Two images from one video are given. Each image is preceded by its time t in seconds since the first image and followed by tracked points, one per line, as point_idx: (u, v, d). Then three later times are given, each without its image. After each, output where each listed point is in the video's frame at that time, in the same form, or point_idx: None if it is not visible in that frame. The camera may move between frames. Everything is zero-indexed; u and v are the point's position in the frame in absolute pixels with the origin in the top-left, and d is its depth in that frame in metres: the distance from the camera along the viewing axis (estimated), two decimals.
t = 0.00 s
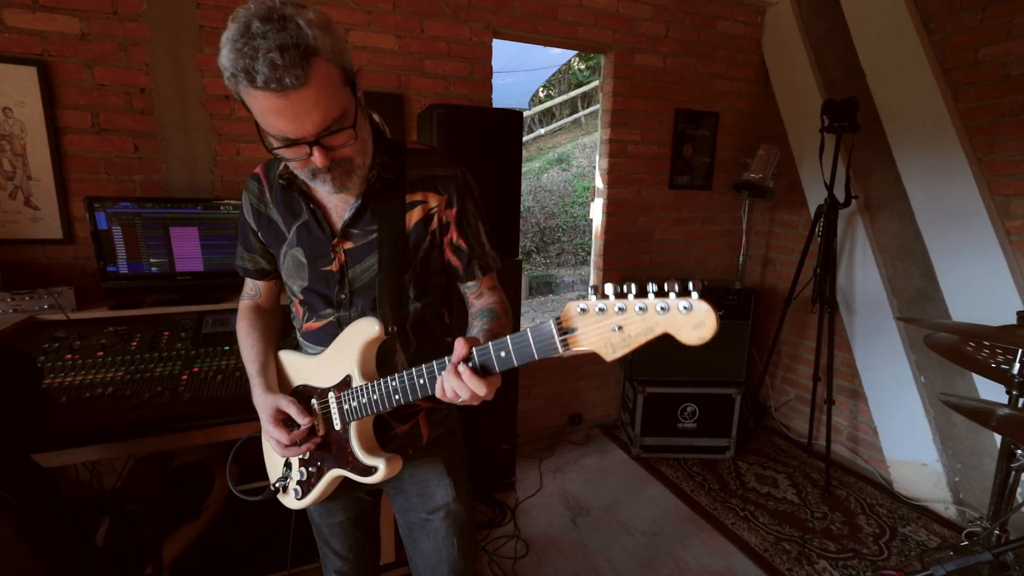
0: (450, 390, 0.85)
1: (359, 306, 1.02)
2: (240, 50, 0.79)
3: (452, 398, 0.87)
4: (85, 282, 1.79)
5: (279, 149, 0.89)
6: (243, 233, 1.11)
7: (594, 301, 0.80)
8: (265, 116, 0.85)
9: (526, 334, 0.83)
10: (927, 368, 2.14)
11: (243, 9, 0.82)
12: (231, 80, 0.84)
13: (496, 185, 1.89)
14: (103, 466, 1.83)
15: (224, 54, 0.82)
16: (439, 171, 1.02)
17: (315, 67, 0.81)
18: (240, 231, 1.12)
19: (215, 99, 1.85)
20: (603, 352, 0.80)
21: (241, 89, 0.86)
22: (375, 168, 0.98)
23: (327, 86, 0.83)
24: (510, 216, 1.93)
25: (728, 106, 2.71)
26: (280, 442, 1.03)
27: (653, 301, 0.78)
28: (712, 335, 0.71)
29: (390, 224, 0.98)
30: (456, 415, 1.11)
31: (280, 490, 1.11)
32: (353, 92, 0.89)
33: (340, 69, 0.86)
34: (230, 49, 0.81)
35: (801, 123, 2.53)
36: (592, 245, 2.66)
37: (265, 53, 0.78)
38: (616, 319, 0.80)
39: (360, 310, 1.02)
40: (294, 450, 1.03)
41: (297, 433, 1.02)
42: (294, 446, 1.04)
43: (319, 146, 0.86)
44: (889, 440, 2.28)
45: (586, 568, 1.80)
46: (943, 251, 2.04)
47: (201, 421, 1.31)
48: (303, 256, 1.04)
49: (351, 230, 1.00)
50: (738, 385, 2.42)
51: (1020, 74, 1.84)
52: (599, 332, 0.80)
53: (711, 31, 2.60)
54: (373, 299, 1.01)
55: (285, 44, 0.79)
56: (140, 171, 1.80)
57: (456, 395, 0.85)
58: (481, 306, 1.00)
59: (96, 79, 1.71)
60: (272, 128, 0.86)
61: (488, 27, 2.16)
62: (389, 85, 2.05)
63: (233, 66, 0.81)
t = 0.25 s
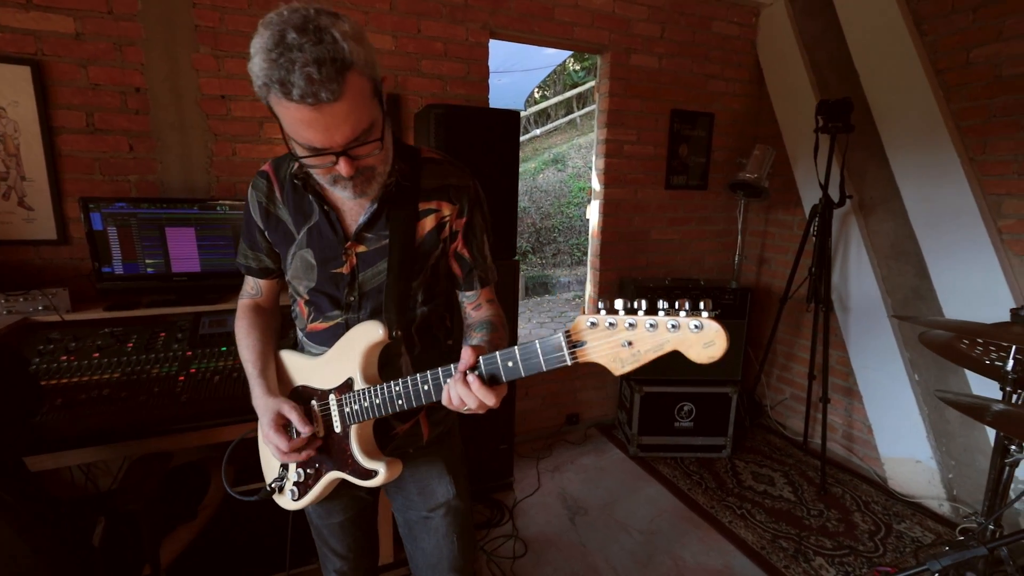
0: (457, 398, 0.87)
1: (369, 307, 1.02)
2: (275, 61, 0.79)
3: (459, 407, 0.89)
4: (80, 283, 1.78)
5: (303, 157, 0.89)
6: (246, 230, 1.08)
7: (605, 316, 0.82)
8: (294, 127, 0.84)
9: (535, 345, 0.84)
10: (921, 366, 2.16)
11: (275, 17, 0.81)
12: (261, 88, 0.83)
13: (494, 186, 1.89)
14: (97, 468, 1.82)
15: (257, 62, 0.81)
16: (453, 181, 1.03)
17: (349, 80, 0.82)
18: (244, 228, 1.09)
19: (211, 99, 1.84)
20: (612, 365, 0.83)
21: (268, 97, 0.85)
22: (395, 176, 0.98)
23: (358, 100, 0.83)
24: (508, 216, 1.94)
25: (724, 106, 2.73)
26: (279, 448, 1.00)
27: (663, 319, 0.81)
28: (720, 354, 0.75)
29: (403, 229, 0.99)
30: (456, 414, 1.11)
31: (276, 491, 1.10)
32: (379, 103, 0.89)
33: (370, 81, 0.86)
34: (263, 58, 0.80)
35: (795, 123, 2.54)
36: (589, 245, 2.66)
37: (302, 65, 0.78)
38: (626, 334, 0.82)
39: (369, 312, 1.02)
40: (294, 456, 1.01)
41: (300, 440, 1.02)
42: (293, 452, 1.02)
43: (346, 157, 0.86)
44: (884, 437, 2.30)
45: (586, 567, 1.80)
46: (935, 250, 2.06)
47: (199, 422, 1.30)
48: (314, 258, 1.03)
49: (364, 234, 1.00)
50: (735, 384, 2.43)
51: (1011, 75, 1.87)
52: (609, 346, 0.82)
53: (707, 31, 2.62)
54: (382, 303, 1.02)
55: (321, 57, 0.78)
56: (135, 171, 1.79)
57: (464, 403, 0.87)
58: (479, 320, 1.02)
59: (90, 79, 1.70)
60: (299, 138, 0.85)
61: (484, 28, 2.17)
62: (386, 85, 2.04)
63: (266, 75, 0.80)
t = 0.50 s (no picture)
0: (479, 369, 0.89)
1: (372, 300, 1.02)
2: (292, 39, 0.82)
3: (480, 380, 0.91)
4: (75, 284, 1.77)
5: (308, 139, 0.90)
6: (242, 228, 1.07)
7: (617, 276, 0.83)
8: (302, 105, 0.86)
9: (551, 311, 0.86)
10: (913, 363, 2.19)
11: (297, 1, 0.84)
12: (275, 66, 0.85)
13: (491, 186, 1.90)
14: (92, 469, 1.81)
15: (274, 41, 0.84)
16: (453, 175, 1.06)
17: (361, 66, 0.84)
18: (240, 226, 1.07)
19: (206, 99, 1.84)
20: (627, 324, 0.82)
21: (281, 76, 0.87)
22: (398, 168, 1.01)
23: (369, 85, 0.86)
24: (505, 216, 1.94)
25: (718, 107, 2.75)
26: (296, 446, 0.99)
27: (673, 273, 0.81)
28: (731, 299, 0.75)
29: (407, 221, 1.00)
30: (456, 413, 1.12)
31: (282, 498, 1.07)
32: (388, 94, 0.91)
33: (381, 71, 0.89)
34: (280, 36, 0.83)
35: (789, 124, 2.57)
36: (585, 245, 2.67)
37: (318, 45, 0.80)
38: (639, 292, 0.82)
39: (372, 306, 1.03)
40: (311, 452, 1.00)
41: (314, 435, 1.00)
42: (309, 449, 1.00)
43: (351, 140, 0.88)
44: (876, 435, 2.32)
45: (582, 566, 1.81)
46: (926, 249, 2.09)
47: (196, 422, 1.30)
48: (316, 251, 1.02)
49: (368, 227, 1.01)
50: (730, 383, 2.45)
51: (1001, 77, 1.89)
52: (623, 305, 0.82)
53: (701, 33, 2.63)
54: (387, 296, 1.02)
55: (337, 40, 0.81)
56: (130, 172, 1.79)
57: (487, 374, 0.89)
58: (481, 307, 1.04)
59: (85, 79, 1.69)
60: (306, 117, 0.87)
61: (481, 28, 2.17)
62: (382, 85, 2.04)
63: (281, 53, 0.83)
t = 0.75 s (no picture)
0: (490, 338, 0.91)
1: (370, 294, 1.04)
2: (308, 17, 0.87)
3: (491, 349, 0.93)
4: (74, 285, 1.77)
5: (297, 113, 0.91)
6: (238, 232, 1.08)
7: (612, 236, 0.90)
8: (299, 77, 0.89)
9: (554, 276, 0.91)
10: (907, 361, 2.21)
11: None
12: (285, 41, 0.90)
13: (489, 186, 1.91)
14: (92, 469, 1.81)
15: (291, 18, 0.89)
16: (445, 172, 1.08)
17: (365, 59, 0.89)
18: (236, 231, 1.08)
19: (205, 100, 1.85)
20: (626, 279, 0.89)
21: (288, 53, 0.91)
22: (392, 164, 1.03)
23: (368, 77, 0.89)
24: (503, 216, 1.96)
25: (714, 107, 2.77)
26: (303, 441, 0.99)
27: (662, 228, 0.90)
28: (718, 243, 0.84)
29: (402, 216, 1.02)
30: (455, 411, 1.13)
31: (289, 505, 1.07)
32: (385, 95, 0.95)
33: (384, 73, 0.93)
34: (298, 14, 0.88)
35: (784, 125, 2.59)
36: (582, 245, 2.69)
37: (329, 27, 0.85)
38: (635, 248, 0.90)
39: (370, 300, 1.04)
40: (318, 446, 1.00)
41: (321, 428, 1.01)
42: (316, 444, 1.01)
43: (336, 122, 0.89)
44: (872, 433, 2.34)
45: (580, 564, 1.82)
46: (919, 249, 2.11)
47: (197, 422, 1.31)
48: (313, 248, 1.03)
49: (364, 222, 1.03)
50: (726, 381, 2.47)
51: (993, 79, 1.92)
52: (621, 261, 0.90)
53: (697, 34, 2.65)
54: (384, 289, 1.04)
55: (349, 29, 0.86)
56: (129, 172, 1.79)
57: (498, 341, 0.91)
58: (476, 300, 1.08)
59: (84, 79, 1.70)
60: (300, 91, 0.89)
61: (478, 30, 2.19)
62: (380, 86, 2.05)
63: (294, 29, 0.87)
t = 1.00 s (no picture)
0: (490, 342, 0.95)
1: (370, 303, 1.06)
2: (327, 45, 0.90)
3: (491, 352, 0.97)
4: (78, 287, 1.79)
5: (300, 127, 0.94)
6: (239, 242, 1.09)
7: (602, 246, 0.92)
8: (307, 96, 0.92)
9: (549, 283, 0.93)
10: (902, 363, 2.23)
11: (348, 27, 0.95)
12: (302, 61, 0.93)
13: (488, 189, 1.93)
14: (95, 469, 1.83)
15: (313, 41, 0.92)
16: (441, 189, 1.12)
17: (372, 95, 0.92)
18: (237, 240, 1.10)
19: (207, 104, 1.87)
20: (616, 286, 0.92)
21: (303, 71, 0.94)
22: (393, 181, 1.07)
23: (372, 110, 0.93)
24: (502, 219, 1.98)
25: (712, 109, 2.79)
26: (302, 443, 1.00)
27: (650, 239, 0.93)
28: (704, 252, 0.87)
29: (402, 230, 1.06)
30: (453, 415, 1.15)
31: (284, 513, 1.08)
32: (386, 127, 0.98)
33: (388, 108, 0.97)
34: (320, 40, 0.92)
35: (781, 127, 2.61)
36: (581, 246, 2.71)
37: (344, 60, 0.89)
38: (625, 257, 0.92)
39: (370, 308, 1.06)
40: (316, 448, 1.01)
41: (319, 430, 1.02)
42: (315, 446, 1.02)
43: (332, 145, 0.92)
44: (868, 434, 2.36)
45: (578, 563, 1.84)
46: (914, 251, 2.13)
47: (199, 424, 1.33)
48: (314, 259, 1.05)
49: (365, 234, 1.05)
50: (723, 382, 2.49)
51: (987, 82, 1.93)
52: (612, 270, 0.92)
53: (695, 37, 2.67)
54: (384, 299, 1.06)
55: (362, 65, 0.90)
56: (132, 175, 1.81)
57: (498, 344, 0.94)
58: (471, 309, 1.11)
59: (87, 84, 1.72)
60: (306, 110, 0.92)
61: (477, 33, 2.21)
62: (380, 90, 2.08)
63: (313, 53, 0.91)
